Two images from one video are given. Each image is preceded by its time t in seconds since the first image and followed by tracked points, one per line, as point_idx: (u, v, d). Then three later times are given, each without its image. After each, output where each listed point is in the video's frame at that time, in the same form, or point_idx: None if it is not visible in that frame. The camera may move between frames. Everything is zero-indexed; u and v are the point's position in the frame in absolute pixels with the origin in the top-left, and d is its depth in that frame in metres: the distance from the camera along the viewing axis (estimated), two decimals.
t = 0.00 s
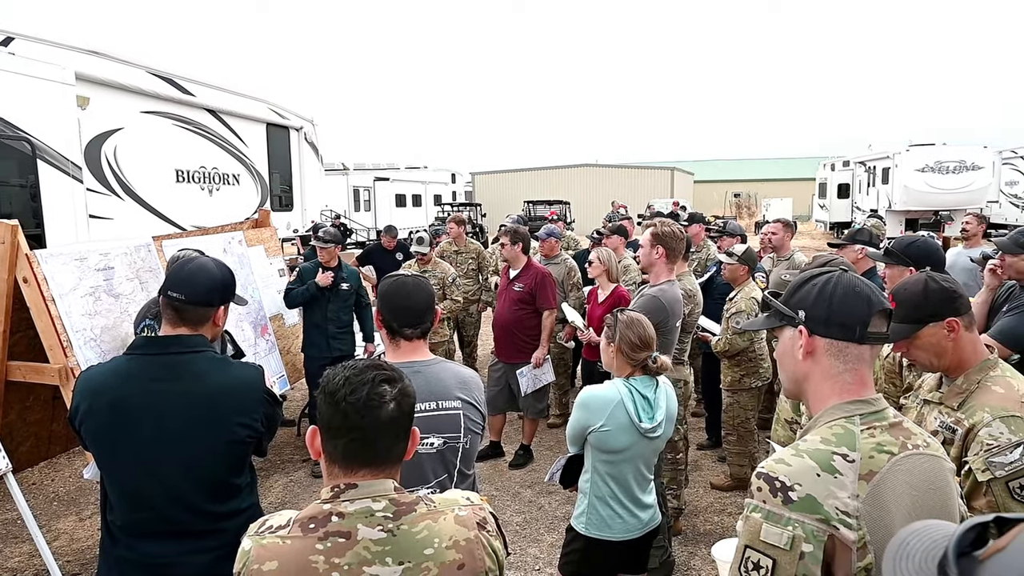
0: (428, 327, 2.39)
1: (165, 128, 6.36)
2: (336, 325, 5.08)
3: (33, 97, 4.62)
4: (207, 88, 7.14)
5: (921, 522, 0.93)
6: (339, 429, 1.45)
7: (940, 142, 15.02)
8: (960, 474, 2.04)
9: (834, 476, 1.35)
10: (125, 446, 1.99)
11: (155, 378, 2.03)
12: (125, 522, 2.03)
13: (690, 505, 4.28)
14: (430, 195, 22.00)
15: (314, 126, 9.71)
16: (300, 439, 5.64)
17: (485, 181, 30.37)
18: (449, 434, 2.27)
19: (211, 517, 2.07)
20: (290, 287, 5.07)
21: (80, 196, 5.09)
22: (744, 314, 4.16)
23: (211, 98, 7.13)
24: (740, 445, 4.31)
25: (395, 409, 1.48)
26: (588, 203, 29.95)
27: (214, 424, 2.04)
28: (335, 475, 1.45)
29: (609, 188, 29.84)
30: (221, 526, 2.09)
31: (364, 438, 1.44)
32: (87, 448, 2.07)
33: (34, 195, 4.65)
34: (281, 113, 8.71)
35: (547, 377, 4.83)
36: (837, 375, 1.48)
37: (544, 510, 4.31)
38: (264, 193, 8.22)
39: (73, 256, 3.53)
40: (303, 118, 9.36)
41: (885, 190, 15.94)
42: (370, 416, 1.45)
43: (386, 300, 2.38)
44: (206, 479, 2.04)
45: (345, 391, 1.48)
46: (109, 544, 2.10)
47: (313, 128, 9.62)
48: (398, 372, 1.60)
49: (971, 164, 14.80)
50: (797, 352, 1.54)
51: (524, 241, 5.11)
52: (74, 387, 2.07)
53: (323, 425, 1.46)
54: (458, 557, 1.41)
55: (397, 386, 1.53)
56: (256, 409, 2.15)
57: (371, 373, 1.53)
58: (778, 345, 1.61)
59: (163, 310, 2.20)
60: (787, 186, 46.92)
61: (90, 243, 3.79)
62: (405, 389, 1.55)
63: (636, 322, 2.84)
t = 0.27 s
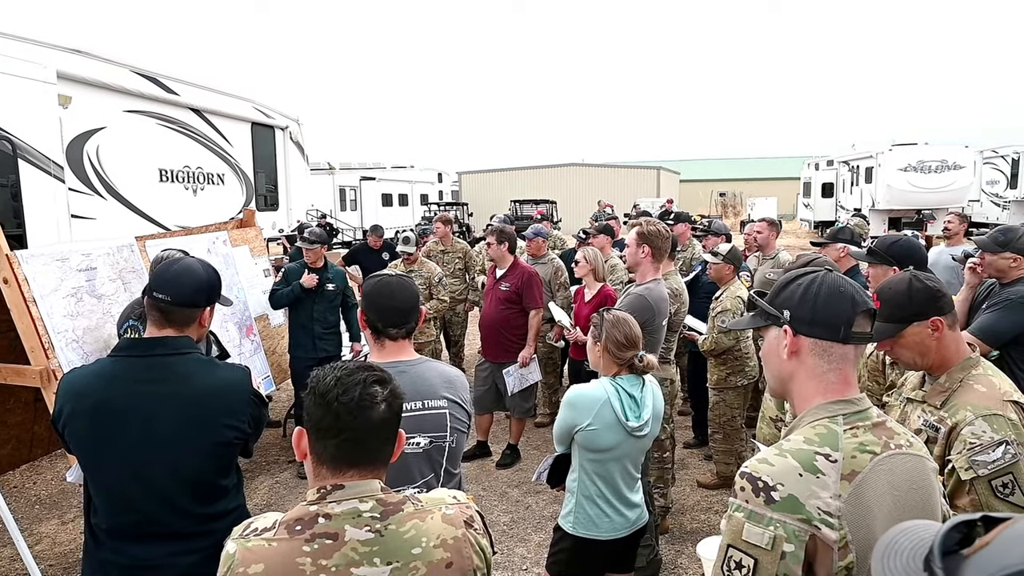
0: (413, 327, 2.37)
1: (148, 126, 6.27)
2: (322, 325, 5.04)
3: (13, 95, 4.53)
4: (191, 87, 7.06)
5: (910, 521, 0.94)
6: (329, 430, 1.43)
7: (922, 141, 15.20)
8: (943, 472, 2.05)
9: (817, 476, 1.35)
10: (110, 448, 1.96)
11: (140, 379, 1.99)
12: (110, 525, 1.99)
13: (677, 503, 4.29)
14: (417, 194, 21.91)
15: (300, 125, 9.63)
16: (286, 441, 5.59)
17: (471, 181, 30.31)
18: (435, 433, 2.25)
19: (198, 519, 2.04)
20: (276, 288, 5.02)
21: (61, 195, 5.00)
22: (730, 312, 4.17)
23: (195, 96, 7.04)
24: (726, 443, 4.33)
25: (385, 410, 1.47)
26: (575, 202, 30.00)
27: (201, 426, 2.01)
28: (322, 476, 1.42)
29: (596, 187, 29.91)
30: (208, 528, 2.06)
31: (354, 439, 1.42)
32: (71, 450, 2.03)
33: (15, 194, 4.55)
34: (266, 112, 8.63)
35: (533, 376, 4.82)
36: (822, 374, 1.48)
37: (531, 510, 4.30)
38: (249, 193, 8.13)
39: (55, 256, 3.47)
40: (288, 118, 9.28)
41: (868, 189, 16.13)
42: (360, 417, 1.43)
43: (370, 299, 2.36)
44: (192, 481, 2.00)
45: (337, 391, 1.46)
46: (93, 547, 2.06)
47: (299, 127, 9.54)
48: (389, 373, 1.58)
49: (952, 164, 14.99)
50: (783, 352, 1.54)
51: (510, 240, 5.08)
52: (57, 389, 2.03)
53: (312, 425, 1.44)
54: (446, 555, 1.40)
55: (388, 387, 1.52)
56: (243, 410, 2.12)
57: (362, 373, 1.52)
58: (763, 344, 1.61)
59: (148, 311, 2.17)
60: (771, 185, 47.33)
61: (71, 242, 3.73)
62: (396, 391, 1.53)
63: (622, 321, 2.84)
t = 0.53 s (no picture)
0: (402, 328, 2.36)
1: (136, 126, 6.22)
2: (312, 326, 5.01)
3: None
4: (180, 86, 7.00)
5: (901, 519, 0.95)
6: (320, 430, 1.42)
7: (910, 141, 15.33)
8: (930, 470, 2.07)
9: (807, 476, 1.36)
10: (100, 448, 1.94)
11: (131, 380, 1.97)
12: (101, 526, 1.98)
13: (668, 502, 4.31)
14: (408, 194, 21.86)
15: (289, 124, 9.58)
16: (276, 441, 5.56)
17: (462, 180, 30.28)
18: (425, 433, 2.25)
19: (189, 519, 2.02)
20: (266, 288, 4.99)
21: (48, 195, 4.95)
22: (719, 312, 4.19)
23: (183, 95, 6.99)
24: (717, 441, 4.35)
25: (376, 411, 1.46)
26: (566, 201, 30.03)
27: (192, 426, 1.99)
28: (314, 477, 1.41)
29: (587, 186, 29.96)
30: (199, 528, 2.05)
31: (345, 440, 1.41)
32: (61, 450, 2.01)
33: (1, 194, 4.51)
34: (256, 111, 8.58)
35: (524, 376, 4.82)
36: (813, 374, 1.49)
37: (522, 510, 4.30)
38: (239, 192, 8.08)
39: (40, 256, 3.44)
40: (278, 117, 9.24)
41: (856, 188, 16.25)
42: (351, 417, 1.42)
43: (361, 299, 2.35)
44: (184, 481, 1.99)
45: (327, 391, 1.45)
46: (83, 547, 2.04)
47: (289, 127, 9.50)
48: (381, 374, 1.58)
49: (939, 163, 15.13)
50: (775, 351, 1.55)
51: (501, 239, 5.10)
52: (47, 389, 2.01)
53: (303, 425, 1.44)
54: (439, 557, 1.40)
55: (380, 388, 1.51)
56: (234, 411, 2.10)
57: (353, 373, 1.51)
58: (755, 343, 1.62)
59: (139, 312, 2.15)
60: (761, 184, 47.59)
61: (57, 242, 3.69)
62: (388, 391, 1.53)
63: (614, 319, 2.85)
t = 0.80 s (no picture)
0: (387, 328, 2.34)
1: (119, 124, 6.12)
2: (299, 325, 4.96)
3: None
4: (163, 83, 6.91)
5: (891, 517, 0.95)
6: (301, 430, 1.40)
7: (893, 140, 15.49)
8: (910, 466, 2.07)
9: (790, 471, 1.36)
10: (86, 448, 1.90)
11: (116, 380, 1.93)
12: (87, 527, 1.94)
13: (656, 500, 4.32)
14: (394, 193, 21.76)
15: (274, 123, 9.49)
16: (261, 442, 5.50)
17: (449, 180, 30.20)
18: (410, 433, 2.23)
19: (176, 519, 1.99)
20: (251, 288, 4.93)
21: (28, 194, 4.86)
22: (705, 311, 4.20)
23: (166, 93, 6.90)
24: (703, 439, 4.37)
25: (359, 410, 1.43)
26: (553, 200, 30.06)
27: (179, 426, 1.95)
28: (300, 478, 1.39)
29: (573, 186, 30.00)
30: (187, 528, 2.01)
31: (327, 439, 1.39)
32: (45, 451, 1.97)
33: None
34: (240, 109, 8.49)
35: (511, 375, 4.81)
36: (798, 371, 1.49)
37: (510, 509, 4.29)
38: (223, 191, 7.99)
39: (20, 256, 3.38)
40: (263, 115, 9.15)
41: (840, 187, 16.41)
42: (332, 416, 1.40)
43: (346, 298, 2.33)
44: (170, 482, 1.95)
45: (309, 390, 1.43)
46: (68, 549, 2.00)
47: (273, 125, 9.41)
48: (366, 373, 1.55)
49: (921, 163, 15.31)
50: (760, 348, 1.55)
51: (488, 239, 5.09)
52: (31, 389, 1.96)
53: (286, 425, 1.42)
54: (427, 561, 1.37)
55: (363, 387, 1.49)
56: (221, 410, 2.07)
57: (336, 373, 1.49)
58: (741, 341, 1.62)
59: (124, 311, 2.10)
60: (746, 183, 47.94)
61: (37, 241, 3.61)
62: (372, 391, 1.50)
63: (601, 318, 2.84)
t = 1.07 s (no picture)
0: (371, 328, 2.32)
1: (95, 121, 6.01)
2: (280, 325, 4.91)
3: None
4: (140, 80, 6.79)
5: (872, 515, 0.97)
6: (274, 430, 1.38)
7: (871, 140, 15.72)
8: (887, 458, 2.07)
9: (768, 467, 1.37)
10: (63, 451, 1.85)
11: (93, 380, 1.89)
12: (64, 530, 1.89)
13: (639, 497, 4.34)
14: (377, 192, 21.63)
15: (254, 120, 9.38)
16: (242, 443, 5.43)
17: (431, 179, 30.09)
18: (391, 432, 2.21)
19: (157, 521, 1.95)
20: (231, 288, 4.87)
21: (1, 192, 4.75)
22: (688, 310, 4.22)
23: (144, 90, 6.78)
24: (686, 437, 4.40)
25: (334, 410, 1.41)
26: (536, 200, 30.08)
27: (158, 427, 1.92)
28: (277, 479, 1.38)
29: (557, 185, 30.05)
30: (167, 530, 1.98)
31: (299, 439, 1.37)
32: (20, 453, 1.92)
33: None
34: (219, 107, 8.37)
35: (495, 373, 4.81)
36: (777, 369, 1.50)
37: (494, 508, 4.28)
38: (203, 189, 7.88)
39: None
40: (243, 113, 9.03)
41: (820, 187, 16.61)
42: (304, 416, 1.38)
43: (330, 297, 2.31)
44: (150, 483, 1.92)
45: (282, 389, 1.42)
46: (44, 553, 1.95)
47: (253, 123, 9.29)
48: (344, 373, 1.53)
49: (899, 163, 15.53)
50: (740, 346, 1.56)
51: (471, 237, 5.05)
52: (5, 391, 1.91)
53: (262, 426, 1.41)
54: (410, 563, 1.36)
55: (338, 386, 1.46)
56: (201, 410, 2.04)
57: (310, 373, 1.47)
58: (721, 338, 1.63)
59: (101, 311, 2.06)
60: (728, 183, 48.36)
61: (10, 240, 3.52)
62: (349, 390, 1.47)
63: (584, 317, 2.85)
